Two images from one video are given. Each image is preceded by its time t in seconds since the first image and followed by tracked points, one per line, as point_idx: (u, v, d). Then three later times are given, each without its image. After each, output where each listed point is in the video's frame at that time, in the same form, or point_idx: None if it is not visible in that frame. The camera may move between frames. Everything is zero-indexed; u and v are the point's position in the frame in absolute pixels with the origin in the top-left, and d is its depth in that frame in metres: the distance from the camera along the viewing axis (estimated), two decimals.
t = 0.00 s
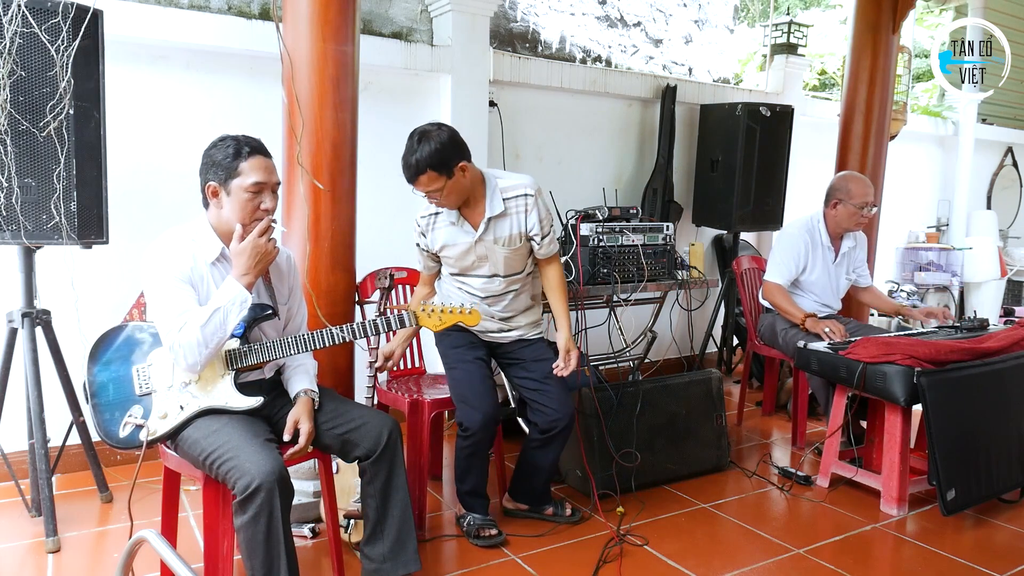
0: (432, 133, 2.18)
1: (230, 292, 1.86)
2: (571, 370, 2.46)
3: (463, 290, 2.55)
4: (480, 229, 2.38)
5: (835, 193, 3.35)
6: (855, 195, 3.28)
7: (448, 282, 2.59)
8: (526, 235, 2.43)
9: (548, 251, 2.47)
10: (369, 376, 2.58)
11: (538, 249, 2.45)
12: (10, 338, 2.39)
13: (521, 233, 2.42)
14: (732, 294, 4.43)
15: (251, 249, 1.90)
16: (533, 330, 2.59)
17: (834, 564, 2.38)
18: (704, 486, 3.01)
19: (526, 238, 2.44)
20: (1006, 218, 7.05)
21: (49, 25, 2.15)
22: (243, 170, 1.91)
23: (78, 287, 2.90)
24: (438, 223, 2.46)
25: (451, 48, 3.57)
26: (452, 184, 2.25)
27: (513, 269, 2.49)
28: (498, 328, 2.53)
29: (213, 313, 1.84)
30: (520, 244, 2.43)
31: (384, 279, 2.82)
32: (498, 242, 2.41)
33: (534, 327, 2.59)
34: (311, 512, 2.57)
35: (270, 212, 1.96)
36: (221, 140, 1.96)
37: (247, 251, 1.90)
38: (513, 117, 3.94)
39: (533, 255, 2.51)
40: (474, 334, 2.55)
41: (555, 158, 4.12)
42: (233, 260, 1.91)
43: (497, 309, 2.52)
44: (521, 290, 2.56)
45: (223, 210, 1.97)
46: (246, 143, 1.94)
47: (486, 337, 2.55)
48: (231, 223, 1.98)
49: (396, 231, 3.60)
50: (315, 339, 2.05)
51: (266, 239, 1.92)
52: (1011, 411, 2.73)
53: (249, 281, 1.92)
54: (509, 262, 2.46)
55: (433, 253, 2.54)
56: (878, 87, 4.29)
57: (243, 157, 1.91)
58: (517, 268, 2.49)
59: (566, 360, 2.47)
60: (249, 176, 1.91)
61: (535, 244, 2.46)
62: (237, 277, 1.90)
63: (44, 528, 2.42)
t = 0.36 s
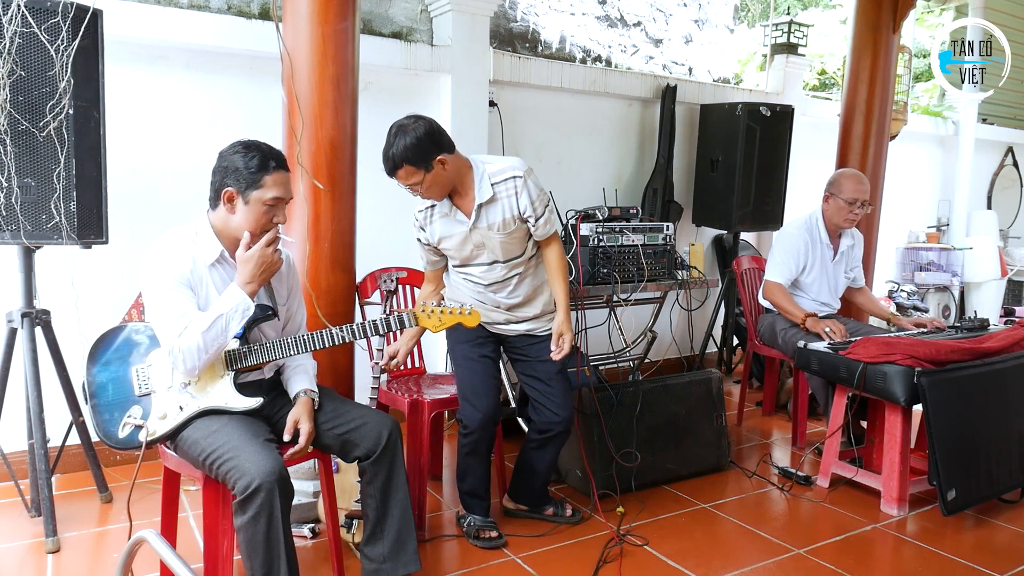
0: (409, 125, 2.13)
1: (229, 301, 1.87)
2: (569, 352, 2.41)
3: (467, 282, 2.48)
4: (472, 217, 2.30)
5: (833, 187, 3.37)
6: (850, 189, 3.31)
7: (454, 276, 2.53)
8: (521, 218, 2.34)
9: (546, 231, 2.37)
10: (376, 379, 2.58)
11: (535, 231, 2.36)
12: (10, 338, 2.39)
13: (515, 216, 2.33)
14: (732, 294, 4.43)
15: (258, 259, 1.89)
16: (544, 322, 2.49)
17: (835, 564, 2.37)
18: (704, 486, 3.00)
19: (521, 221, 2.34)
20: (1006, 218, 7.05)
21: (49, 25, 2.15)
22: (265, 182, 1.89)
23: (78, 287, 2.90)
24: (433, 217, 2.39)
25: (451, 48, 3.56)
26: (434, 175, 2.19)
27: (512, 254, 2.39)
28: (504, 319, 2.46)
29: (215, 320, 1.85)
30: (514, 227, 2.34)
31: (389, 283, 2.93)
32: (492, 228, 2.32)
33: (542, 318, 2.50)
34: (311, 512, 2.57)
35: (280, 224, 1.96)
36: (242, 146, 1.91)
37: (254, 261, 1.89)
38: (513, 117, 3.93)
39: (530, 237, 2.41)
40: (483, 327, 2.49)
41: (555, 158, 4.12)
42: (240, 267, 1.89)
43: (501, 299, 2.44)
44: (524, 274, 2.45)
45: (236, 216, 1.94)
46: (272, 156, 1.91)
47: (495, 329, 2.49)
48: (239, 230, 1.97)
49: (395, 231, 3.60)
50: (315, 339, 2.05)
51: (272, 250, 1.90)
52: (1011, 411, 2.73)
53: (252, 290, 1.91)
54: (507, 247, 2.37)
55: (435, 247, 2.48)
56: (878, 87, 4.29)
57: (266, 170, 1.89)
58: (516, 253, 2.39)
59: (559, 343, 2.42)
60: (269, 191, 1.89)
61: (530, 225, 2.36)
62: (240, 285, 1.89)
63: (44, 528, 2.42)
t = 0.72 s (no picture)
0: (403, 120, 2.13)
1: (233, 305, 1.87)
2: (568, 346, 2.43)
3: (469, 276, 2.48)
4: (471, 212, 2.29)
5: (833, 190, 3.35)
6: (852, 192, 3.29)
7: (456, 270, 2.53)
8: (520, 210, 2.33)
9: (546, 222, 2.37)
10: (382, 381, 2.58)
11: (535, 222, 2.35)
12: (10, 338, 2.39)
13: (514, 209, 2.32)
14: (732, 294, 4.43)
15: (264, 264, 1.89)
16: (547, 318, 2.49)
17: (835, 564, 2.37)
18: (704, 486, 3.00)
19: (521, 213, 2.34)
20: (1006, 218, 7.04)
21: (49, 24, 2.15)
22: (274, 188, 1.89)
23: (78, 287, 2.90)
24: (433, 213, 2.37)
25: (451, 48, 3.57)
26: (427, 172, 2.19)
27: (512, 246, 2.38)
28: (507, 314, 2.46)
29: (217, 323, 1.85)
30: (514, 219, 2.32)
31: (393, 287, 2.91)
32: (492, 222, 2.31)
33: (544, 312, 2.49)
34: (312, 512, 2.57)
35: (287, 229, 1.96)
36: (253, 150, 1.91)
37: (260, 265, 1.89)
38: (513, 117, 3.93)
39: (530, 229, 2.40)
40: (486, 323, 2.49)
41: (555, 158, 4.12)
42: (244, 271, 1.89)
43: (503, 292, 2.43)
44: (525, 267, 2.43)
45: (241, 220, 1.94)
46: (281, 162, 1.91)
47: (497, 324, 2.49)
48: (245, 233, 1.96)
49: (395, 232, 3.60)
50: (316, 340, 2.06)
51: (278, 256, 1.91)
52: (1011, 411, 2.73)
53: (256, 294, 1.91)
54: (508, 240, 2.36)
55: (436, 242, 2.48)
56: (878, 88, 4.29)
57: (274, 176, 1.89)
58: (516, 245, 2.38)
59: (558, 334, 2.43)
60: (278, 197, 1.89)
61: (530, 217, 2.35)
62: (245, 289, 1.90)
63: (44, 528, 2.42)
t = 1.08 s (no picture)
0: (422, 109, 2.10)
1: (232, 308, 1.87)
2: (559, 339, 2.41)
3: (465, 275, 2.47)
4: (464, 209, 2.30)
5: (839, 200, 3.34)
6: (861, 200, 3.28)
7: (451, 270, 2.52)
8: (512, 204, 2.36)
9: (537, 215, 2.40)
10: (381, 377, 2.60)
11: (527, 215, 2.38)
12: (10, 338, 2.39)
13: (506, 203, 2.35)
14: (732, 294, 4.43)
15: (265, 268, 1.89)
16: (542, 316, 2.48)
17: (834, 564, 2.37)
18: (704, 485, 3.00)
19: (512, 207, 2.37)
20: (1006, 218, 7.04)
21: (49, 25, 2.15)
22: (276, 191, 1.89)
23: (78, 287, 2.90)
24: (424, 215, 2.37)
25: (451, 48, 3.57)
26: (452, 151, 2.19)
27: (506, 240, 2.40)
28: (506, 310, 2.45)
29: (216, 325, 1.85)
30: (506, 213, 2.36)
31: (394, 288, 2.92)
32: (486, 216, 2.33)
33: (540, 308, 2.48)
34: (312, 512, 2.58)
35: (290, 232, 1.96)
36: (256, 153, 1.91)
37: (262, 269, 1.89)
38: (513, 117, 3.94)
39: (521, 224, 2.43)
40: (485, 324, 2.47)
41: (555, 158, 4.12)
42: (246, 275, 1.89)
43: (500, 288, 2.43)
44: (519, 261, 2.45)
45: (244, 221, 1.94)
46: (283, 164, 1.91)
47: (496, 322, 2.47)
48: (246, 236, 1.96)
49: (395, 231, 3.60)
50: (316, 340, 2.06)
51: (280, 260, 1.89)
52: (1011, 411, 2.73)
53: (256, 297, 1.91)
54: (501, 234, 2.38)
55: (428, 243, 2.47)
56: (878, 87, 4.29)
57: (276, 179, 1.89)
58: (509, 239, 2.40)
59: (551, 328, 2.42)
60: (279, 199, 1.89)
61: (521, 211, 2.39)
62: (246, 292, 1.90)
63: (44, 528, 2.42)
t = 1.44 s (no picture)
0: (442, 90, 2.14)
1: (231, 309, 1.87)
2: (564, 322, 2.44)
3: (462, 272, 2.44)
4: (470, 199, 2.30)
5: (840, 197, 3.34)
6: (863, 198, 3.27)
7: (445, 269, 2.48)
8: (514, 195, 2.40)
9: (536, 206, 2.46)
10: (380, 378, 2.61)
11: (527, 206, 2.43)
12: (10, 338, 2.39)
13: (509, 193, 2.39)
14: (732, 294, 4.43)
15: (265, 269, 1.88)
16: (539, 309, 2.49)
17: (835, 564, 2.37)
18: (704, 485, 3.00)
19: (514, 198, 2.41)
20: (1006, 218, 7.03)
21: (49, 25, 2.15)
22: (276, 188, 1.89)
23: (78, 287, 2.90)
24: (421, 208, 2.35)
25: (451, 48, 3.57)
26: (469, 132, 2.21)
27: (509, 231, 2.42)
28: (506, 305, 2.43)
29: (215, 326, 1.85)
30: (509, 203, 2.39)
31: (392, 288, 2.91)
32: (490, 205, 2.35)
33: (539, 300, 2.50)
34: (311, 512, 2.57)
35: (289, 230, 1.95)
36: (255, 152, 1.91)
37: (261, 270, 1.88)
38: (513, 117, 3.93)
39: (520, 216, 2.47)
40: (486, 321, 2.44)
41: (555, 158, 4.12)
42: (245, 275, 1.89)
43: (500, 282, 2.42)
44: (518, 254, 2.47)
45: (244, 220, 1.93)
46: (283, 162, 1.92)
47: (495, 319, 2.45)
48: (246, 235, 1.96)
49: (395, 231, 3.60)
50: (316, 341, 2.06)
51: (279, 261, 1.89)
52: (1011, 411, 2.72)
53: (256, 298, 1.90)
54: (504, 224, 2.39)
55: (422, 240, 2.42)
56: (878, 87, 4.29)
57: (275, 176, 1.89)
58: (512, 230, 2.42)
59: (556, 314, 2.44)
60: (278, 197, 1.89)
61: (522, 203, 2.44)
62: (246, 292, 1.89)
63: (44, 528, 2.42)
